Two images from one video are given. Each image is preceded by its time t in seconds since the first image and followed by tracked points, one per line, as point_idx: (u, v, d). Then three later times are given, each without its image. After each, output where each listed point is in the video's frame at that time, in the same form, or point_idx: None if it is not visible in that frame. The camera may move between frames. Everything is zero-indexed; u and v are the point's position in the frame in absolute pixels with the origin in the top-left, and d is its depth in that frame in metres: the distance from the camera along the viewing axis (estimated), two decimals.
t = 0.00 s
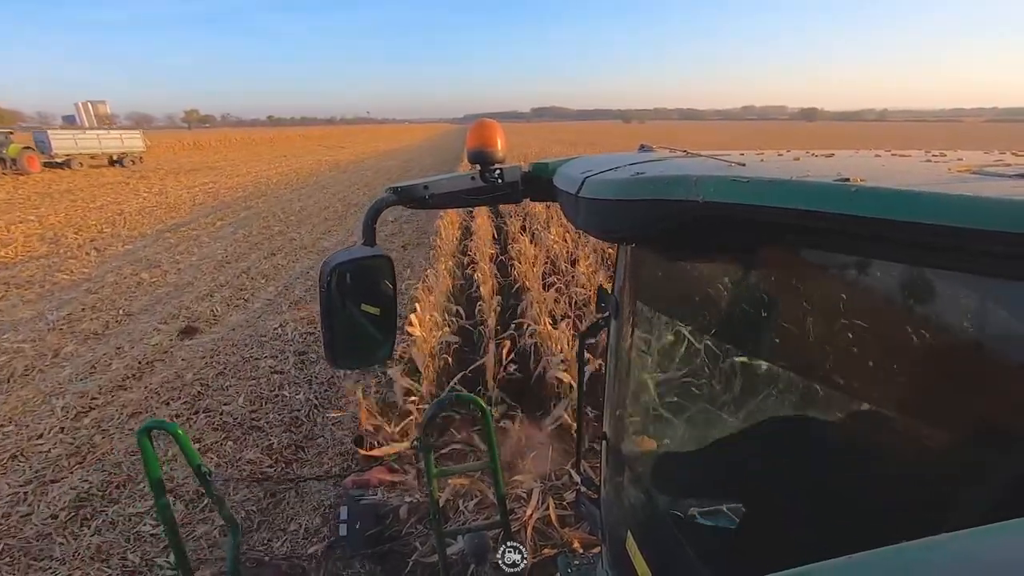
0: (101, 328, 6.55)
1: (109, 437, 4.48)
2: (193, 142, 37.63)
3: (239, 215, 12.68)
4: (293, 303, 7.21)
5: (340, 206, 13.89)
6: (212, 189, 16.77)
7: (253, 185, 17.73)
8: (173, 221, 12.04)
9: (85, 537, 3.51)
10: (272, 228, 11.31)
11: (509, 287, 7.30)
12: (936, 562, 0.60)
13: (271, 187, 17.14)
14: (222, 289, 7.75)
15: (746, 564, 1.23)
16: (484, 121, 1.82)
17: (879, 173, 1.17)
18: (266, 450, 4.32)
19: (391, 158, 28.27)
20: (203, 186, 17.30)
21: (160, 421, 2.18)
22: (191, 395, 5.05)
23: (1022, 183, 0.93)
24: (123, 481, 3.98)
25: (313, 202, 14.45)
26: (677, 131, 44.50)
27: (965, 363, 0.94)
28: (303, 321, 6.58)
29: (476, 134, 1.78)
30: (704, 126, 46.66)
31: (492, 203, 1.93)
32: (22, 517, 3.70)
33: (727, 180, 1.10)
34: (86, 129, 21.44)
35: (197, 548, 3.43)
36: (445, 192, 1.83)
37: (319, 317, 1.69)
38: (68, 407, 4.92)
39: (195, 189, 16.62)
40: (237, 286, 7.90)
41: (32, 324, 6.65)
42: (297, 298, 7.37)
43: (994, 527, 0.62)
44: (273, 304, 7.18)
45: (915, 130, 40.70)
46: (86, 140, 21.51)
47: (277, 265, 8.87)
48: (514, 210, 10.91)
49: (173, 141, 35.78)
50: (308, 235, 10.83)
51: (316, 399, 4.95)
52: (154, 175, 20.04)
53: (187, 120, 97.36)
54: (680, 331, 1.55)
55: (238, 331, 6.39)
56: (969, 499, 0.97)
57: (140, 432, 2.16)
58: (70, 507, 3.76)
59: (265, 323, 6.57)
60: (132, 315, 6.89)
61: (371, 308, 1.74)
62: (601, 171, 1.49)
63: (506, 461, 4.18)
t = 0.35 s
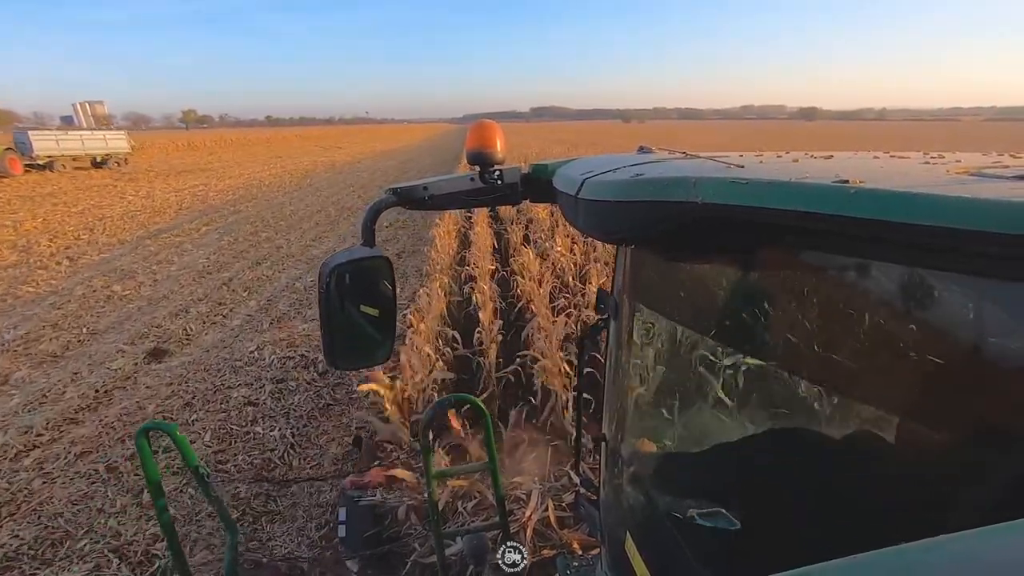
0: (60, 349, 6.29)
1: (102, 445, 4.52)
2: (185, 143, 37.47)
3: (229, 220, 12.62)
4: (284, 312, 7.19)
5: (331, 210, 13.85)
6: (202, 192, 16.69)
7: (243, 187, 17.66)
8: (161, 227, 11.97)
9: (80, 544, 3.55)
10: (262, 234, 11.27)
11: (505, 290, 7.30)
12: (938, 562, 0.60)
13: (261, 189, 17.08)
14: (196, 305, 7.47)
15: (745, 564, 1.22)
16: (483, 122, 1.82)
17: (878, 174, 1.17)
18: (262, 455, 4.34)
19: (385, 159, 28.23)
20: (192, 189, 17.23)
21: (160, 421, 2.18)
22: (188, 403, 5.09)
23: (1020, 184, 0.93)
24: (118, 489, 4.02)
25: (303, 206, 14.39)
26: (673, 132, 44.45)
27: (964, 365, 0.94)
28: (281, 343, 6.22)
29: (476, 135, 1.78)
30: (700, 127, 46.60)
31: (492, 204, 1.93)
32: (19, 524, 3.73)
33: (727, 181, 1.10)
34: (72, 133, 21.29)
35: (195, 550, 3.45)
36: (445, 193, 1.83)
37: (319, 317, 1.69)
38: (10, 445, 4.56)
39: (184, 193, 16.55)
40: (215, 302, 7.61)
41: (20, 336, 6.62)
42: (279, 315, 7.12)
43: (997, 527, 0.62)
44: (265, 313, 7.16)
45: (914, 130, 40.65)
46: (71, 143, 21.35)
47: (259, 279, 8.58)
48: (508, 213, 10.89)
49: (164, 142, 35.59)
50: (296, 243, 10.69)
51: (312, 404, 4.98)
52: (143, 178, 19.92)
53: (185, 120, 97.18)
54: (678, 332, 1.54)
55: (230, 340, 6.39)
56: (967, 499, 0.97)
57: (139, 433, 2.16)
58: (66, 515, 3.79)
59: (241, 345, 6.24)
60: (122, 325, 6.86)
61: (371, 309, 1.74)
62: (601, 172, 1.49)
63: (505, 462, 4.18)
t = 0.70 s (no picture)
0: (13, 375, 5.87)
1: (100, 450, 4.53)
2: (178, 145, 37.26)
3: (221, 225, 12.55)
4: (278, 316, 7.17)
5: (324, 214, 13.80)
6: (193, 195, 16.58)
7: (235, 190, 17.55)
8: (152, 232, 11.89)
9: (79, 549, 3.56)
10: (255, 239, 11.22)
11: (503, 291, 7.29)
12: (939, 561, 0.60)
13: (253, 193, 17.00)
14: (171, 322, 7.06)
15: (747, 564, 1.26)
16: (484, 122, 1.82)
17: (879, 174, 1.17)
18: (262, 457, 4.34)
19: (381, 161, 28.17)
20: (183, 193, 17.13)
21: (160, 421, 2.18)
22: (187, 406, 5.10)
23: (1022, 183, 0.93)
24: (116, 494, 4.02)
25: (296, 210, 14.33)
26: (671, 133, 44.34)
27: (965, 366, 0.94)
28: (257, 370, 5.65)
29: (476, 134, 1.78)
30: (698, 129, 46.49)
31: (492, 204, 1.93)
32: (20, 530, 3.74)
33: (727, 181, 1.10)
34: (56, 136, 21.06)
35: (196, 549, 3.45)
36: (446, 193, 1.82)
37: (320, 317, 1.69)
38: None
39: (175, 196, 16.44)
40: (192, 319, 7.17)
41: (12, 344, 6.57)
42: (259, 333, 6.66)
43: (998, 527, 0.62)
44: (259, 318, 7.14)
45: (912, 130, 40.56)
46: (56, 144, 21.10)
47: (239, 293, 8.10)
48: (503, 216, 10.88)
49: (156, 145, 35.38)
50: (285, 251, 10.38)
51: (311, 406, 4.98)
52: (133, 181, 19.78)
53: (182, 121, 96.96)
54: (678, 331, 1.54)
55: (223, 347, 6.34)
56: (967, 499, 0.97)
57: (140, 433, 2.16)
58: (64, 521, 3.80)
59: (213, 371, 5.73)
60: (114, 331, 6.83)
61: (371, 308, 1.74)
62: (602, 171, 1.49)
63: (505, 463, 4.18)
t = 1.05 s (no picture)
0: None
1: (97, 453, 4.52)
2: (169, 147, 36.98)
3: (212, 229, 12.46)
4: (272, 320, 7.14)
5: (317, 217, 13.74)
6: (183, 199, 16.46)
7: (223, 193, 17.41)
8: (143, 237, 11.80)
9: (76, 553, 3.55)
10: (248, 243, 11.17)
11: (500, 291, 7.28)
12: (940, 560, 0.60)
13: (244, 196, 16.91)
14: (135, 345, 6.58)
15: (743, 563, 1.31)
16: (483, 122, 1.82)
17: (877, 173, 1.17)
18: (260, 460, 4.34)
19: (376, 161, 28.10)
20: (173, 196, 17.01)
21: (157, 421, 2.18)
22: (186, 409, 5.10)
23: (1020, 183, 0.94)
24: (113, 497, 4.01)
25: (289, 213, 14.26)
26: (667, 134, 44.25)
27: (960, 369, 0.93)
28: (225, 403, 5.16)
29: (475, 134, 1.77)
30: (694, 129, 46.42)
31: (491, 204, 1.93)
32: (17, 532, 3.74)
33: (726, 182, 1.10)
34: (36, 137, 20.76)
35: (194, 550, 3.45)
36: (444, 192, 1.83)
37: (318, 318, 1.69)
38: None
39: (165, 200, 16.32)
40: (155, 342, 6.64)
41: None
42: (235, 355, 6.26)
43: (998, 526, 0.62)
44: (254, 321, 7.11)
45: (907, 130, 40.52)
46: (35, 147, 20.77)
47: (210, 314, 7.53)
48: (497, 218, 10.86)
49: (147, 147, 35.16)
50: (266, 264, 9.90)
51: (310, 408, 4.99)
52: (123, 184, 19.62)
53: (179, 121, 96.66)
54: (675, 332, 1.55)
55: (202, 363, 6.07)
56: (966, 496, 0.97)
57: (138, 435, 2.16)
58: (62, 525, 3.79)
59: (178, 402, 5.26)
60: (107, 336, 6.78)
61: (369, 309, 1.74)
62: (599, 172, 1.49)
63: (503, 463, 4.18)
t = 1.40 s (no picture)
0: None
1: (94, 452, 4.52)
2: (161, 147, 36.68)
3: (206, 231, 12.35)
4: (269, 320, 7.10)
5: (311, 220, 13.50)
6: (176, 201, 16.31)
7: (216, 195, 17.27)
8: (135, 239, 11.69)
9: None
10: (243, 245, 11.08)
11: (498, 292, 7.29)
12: (937, 561, 0.60)
13: (237, 198, 16.76)
14: (96, 370, 5.87)
15: (743, 563, 1.31)
16: (482, 122, 1.81)
17: (876, 174, 1.17)
18: (260, 459, 4.34)
19: (373, 161, 27.97)
20: (164, 198, 16.84)
21: (156, 421, 2.18)
22: (185, 409, 5.10)
23: (1019, 183, 0.94)
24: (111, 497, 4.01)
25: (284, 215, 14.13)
26: (665, 134, 44.06)
27: (959, 370, 0.93)
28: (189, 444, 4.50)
29: (475, 134, 1.77)
30: (693, 130, 46.23)
31: (491, 204, 1.93)
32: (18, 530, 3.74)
33: (725, 182, 1.10)
34: (23, 137, 20.48)
35: (193, 549, 3.45)
36: (444, 192, 1.83)
37: (317, 318, 1.69)
38: None
39: (156, 202, 16.16)
40: (117, 367, 5.96)
41: None
42: (207, 380, 5.60)
43: (993, 526, 0.62)
44: (250, 321, 7.07)
45: (906, 131, 40.42)
46: (21, 147, 20.48)
47: (185, 330, 6.84)
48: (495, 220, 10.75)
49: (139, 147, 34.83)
50: (247, 273, 9.17)
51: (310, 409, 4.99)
52: (113, 186, 19.39)
53: (177, 121, 96.39)
54: (674, 332, 1.55)
55: (170, 391, 5.42)
56: (965, 495, 0.97)
57: (137, 434, 2.15)
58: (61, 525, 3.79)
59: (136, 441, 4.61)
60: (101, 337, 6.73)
61: (369, 309, 1.73)
62: (599, 172, 1.48)
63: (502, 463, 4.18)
